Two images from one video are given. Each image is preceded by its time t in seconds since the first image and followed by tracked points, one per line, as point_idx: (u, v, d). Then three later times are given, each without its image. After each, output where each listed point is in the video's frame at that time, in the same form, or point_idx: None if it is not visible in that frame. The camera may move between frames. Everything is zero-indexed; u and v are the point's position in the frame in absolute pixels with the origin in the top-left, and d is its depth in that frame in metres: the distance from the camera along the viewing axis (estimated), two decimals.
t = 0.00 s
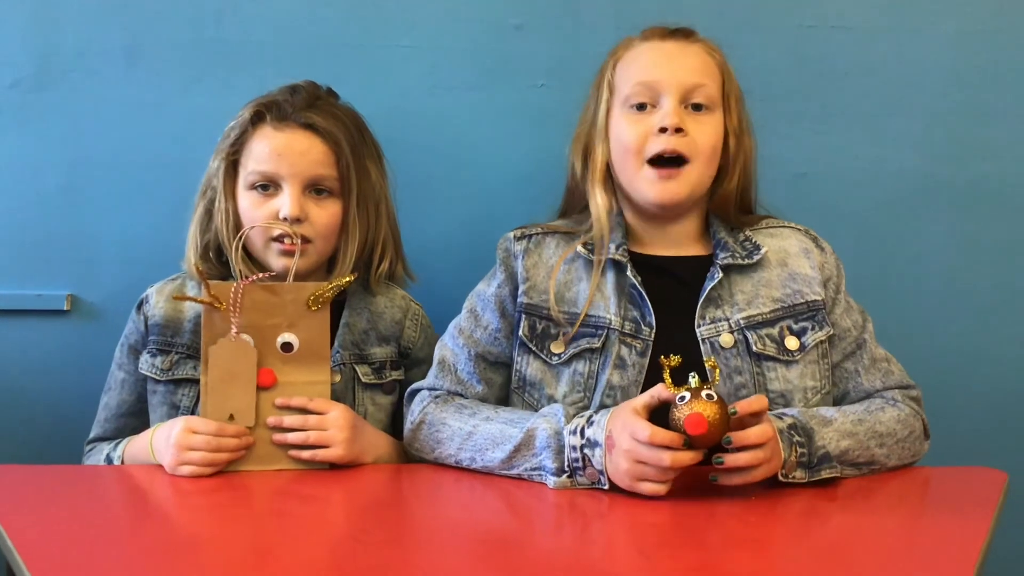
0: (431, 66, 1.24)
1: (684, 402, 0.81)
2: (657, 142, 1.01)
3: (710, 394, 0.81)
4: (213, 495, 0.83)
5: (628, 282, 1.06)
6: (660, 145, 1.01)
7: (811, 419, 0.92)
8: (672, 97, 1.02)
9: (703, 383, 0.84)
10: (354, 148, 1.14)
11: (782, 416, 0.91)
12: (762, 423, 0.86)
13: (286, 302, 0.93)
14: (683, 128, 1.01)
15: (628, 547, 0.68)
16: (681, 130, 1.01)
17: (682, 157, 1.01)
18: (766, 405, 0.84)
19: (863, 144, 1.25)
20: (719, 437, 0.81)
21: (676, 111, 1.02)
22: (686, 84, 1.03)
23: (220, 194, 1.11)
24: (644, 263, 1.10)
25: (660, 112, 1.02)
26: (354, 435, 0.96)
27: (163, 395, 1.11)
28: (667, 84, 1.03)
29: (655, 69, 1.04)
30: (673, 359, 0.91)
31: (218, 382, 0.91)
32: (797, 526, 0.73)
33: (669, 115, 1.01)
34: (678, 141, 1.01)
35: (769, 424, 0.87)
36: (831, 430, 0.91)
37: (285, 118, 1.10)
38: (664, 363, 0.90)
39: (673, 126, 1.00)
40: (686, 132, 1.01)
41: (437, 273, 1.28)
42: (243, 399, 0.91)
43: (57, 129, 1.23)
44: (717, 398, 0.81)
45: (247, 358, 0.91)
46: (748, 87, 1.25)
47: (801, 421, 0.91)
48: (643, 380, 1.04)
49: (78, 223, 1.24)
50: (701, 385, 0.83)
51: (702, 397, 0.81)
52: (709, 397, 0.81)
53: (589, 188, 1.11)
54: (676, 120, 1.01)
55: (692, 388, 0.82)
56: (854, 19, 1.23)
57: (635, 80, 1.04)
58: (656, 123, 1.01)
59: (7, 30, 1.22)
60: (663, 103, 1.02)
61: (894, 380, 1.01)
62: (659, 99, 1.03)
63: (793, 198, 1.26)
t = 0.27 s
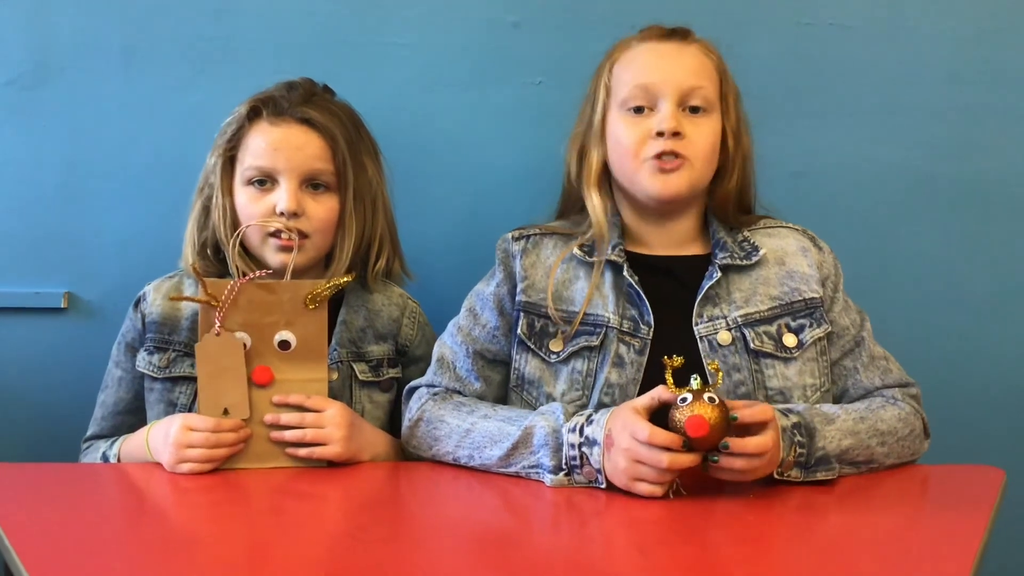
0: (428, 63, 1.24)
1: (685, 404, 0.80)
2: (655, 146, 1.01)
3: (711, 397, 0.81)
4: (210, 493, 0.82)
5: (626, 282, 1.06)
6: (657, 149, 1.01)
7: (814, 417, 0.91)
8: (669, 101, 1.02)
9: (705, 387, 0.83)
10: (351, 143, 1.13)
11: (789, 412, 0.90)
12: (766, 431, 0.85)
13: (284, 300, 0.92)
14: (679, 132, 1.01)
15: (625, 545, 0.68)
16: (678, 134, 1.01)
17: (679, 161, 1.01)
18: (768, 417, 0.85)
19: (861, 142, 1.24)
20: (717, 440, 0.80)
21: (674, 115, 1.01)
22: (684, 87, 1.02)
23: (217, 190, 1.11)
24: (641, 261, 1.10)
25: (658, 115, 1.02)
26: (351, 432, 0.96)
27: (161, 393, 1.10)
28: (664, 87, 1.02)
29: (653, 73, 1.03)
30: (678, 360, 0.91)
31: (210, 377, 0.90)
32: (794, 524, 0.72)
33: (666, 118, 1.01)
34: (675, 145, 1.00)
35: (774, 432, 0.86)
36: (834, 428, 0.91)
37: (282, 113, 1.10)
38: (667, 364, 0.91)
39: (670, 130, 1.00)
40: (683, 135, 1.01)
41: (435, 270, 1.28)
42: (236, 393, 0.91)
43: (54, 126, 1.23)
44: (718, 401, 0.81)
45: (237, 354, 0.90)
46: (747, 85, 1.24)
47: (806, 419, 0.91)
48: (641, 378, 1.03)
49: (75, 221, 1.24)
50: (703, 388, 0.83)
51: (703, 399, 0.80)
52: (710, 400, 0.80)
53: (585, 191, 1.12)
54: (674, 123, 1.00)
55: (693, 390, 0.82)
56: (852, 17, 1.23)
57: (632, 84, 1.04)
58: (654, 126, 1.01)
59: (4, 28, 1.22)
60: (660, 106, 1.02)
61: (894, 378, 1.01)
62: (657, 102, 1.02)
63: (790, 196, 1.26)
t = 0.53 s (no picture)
0: (427, 62, 1.24)
1: (690, 411, 0.80)
2: (658, 145, 1.01)
3: (717, 404, 0.80)
4: (208, 492, 0.82)
5: (625, 283, 1.06)
6: (660, 148, 1.01)
7: (821, 417, 0.91)
8: (670, 100, 1.02)
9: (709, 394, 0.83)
10: (348, 140, 1.13)
11: (797, 413, 0.90)
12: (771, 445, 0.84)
13: (280, 298, 0.92)
14: (682, 131, 1.01)
15: (624, 543, 0.68)
16: (680, 133, 1.01)
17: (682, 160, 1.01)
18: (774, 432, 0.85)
19: (861, 141, 1.24)
20: (723, 448, 0.80)
21: (676, 114, 1.01)
22: (685, 86, 1.02)
23: (215, 187, 1.11)
24: (638, 262, 1.10)
25: (659, 114, 1.02)
26: (350, 430, 0.96)
27: (158, 391, 1.10)
28: (665, 86, 1.02)
29: (653, 72, 1.03)
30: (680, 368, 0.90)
31: (202, 375, 0.90)
32: (794, 523, 0.72)
33: (668, 118, 1.01)
34: (677, 144, 1.01)
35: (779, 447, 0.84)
36: (840, 430, 0.91)
37: (279, 110, 1.10)
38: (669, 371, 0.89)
39: (672, 130, 1.00)
40: (685, 134, 1.01)
41: (434, 269, 1.27)
42: (227, 390, 0.90)
43: (53, 124, 1.23)
44: (722, 408, 0.81)
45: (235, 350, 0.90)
46: (747, 83, 1.24)
47: (812, 420, 0.90)
48: (637, 382, 1.03)
49: (73, 219, 1.24)
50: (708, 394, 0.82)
51: (709, 407, 0.80)
52: (715, 407, 0.80)
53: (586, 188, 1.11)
54: (676, 122, 1.00)
55: (698, 397, 0.81)
56: (851, 15, 1.23)
57: (633, 83, 1.04)
58: (656, 126, 1.01)
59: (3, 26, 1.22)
60: (661, 106, 1.02)
61: (897, 378, 1.01)
62: (658, 101, 1.02)
63: (790, 195, 1.26)
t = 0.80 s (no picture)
0: (426, 61, 1.24)
1: (689, 425, 0.80)
2: (653, 151, 1.01)
3: (716, 419, 0.80)
4: (206, 491, 0.82)
5: (619, 283, 1.06)
6: (655, 154, 1.01)
7: (823, 420, 0.91)
8: (666, 105, 1.02)
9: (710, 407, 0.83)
10: (347, 137, 1.13)
11: (798, 416, 0.89)
12: (770, 458, 0.82)
13: (279, 298, 0.92)
14: (678, 138, 1.00)
15: (623, 543, 0.68)
16: (675, 140, 1.01)
17: (678, 165, 1.01)
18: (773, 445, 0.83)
19: (859, 140, 1.24)
20: (721, 464, 0.79)
21: (671, 121, 1.01)
22: (681, 91, 1.02)
23: (214, 184, 1.11)
24: (636, 263, 1.10)
25: (655, 119, 1.02)
26: (349, 429, 0.96)
27: (157, 390, 1.10)
28: (661, 91, 1.02)
29: (650, 74, 1.03)
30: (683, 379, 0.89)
31: (201, 375, 0.89)
32: (793, 523, 0.72)
33: (663, 124, 1.01)
34: (672, 150, 1.01)
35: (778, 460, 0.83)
36: (842, 431, 0.91)
37: (277, 108, 1.10)
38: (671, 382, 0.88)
39: (667, 137, 1.00)
40: (680, 140, 1.01)
41: (433, 269, 1.27)
42: (226, 390, 0.90)
43: (52, 123, 1.23)
44: (722, 423, 0.81)
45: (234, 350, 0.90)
46: (746, 82, 1.24)
47: (815, 424, 0.89)
48: (633, 381, 1.03)
49: (72, 219, 1.23)
50: (709, 408, 0.82)
51: (708, 421, 0.80)
52: (714, 422, 0.80)
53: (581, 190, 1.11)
54: (671, 129, 1.00)
55: (698, 411, 0.81)
56: (850, 14, 1.23)
57: (630, 85, 1.03)
58: (651, 132, 1.01)
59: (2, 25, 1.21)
60: (658, 110, 1.02)
61: (897, 376, 1.01)
62: (655, 105, 1.02)
63: (789, 194, 1.26)
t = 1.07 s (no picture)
0: (426, 60, 1.24)
1: (690, 432, 0.80)
2: (652, 153, 1.01)
3: (718, 426, 0.80)
4: (207, 491, 0.82)
5: (619, 283, 1.06)
6: (655, 157, 1.01)
7: (823, 419, 0.91)
8: (666, 108, 1.02)
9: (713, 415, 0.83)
10: (347, 136, 1.13)
11: (798, 416, 0.89)
12: (767, 464, 0.82)
13: (280, 297, 0.92)
14: (678, 140, 1.01)
15: (622, 542, 0.68)
16: (675, 143, 1.01)
17: (677, 167, 1.02)
18: (771, 449, 0.82)
19: (859, 139, 1.24)
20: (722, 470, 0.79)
21: (671, 122, 1.01)
22: (681, 94, 1.02)
23: (214, 184, 1.11)
24: (635, 263, 1.10)
25: (654, 122, 1.02)
26: (349, 429, 0.96)
27: (157, 389, 1.10)
28: (660, 94, 1.02)
29: (649, 77, 1.03)
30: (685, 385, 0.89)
31: (202, 375, 0.89)
32: (793, 523, 0.72)
33: (663, 127, 1.01)
34: (672, 153, 1.01)
35: (775, 467, 0.82)
36: (844, 431, 0.91)
37: (277, 108, 1.10)
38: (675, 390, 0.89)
39: (667, 139, 1.00)
40: (680, 142, 1.01)
41: (433, 268, 1.27)
42: (227, 390, 0.90)
43: (52, 123, 1.23)
44: (724, 430, 0.80)
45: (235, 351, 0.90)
46: (745, 82, 1.24)
47: (816, 423, 0.90)
48: (632, 381, 1.03)
49: (72, 219, 1.23)
50: (710, 416, 0.82)
51: (710, 428, 0.80)
52: (716, 429, 0.80)
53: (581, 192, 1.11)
54: (671, 131, 1.01)
55: (700, 419, 0.81)
56: (850, 14, 1.23)
57: (629, 88, 1.03)
58: (650, 135, 1.01)
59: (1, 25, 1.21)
60: (657, 112, 1.02)
61: (897, 375, 1.01)
62: (654, 108, 1.02)
63: (788, 194, 1.26)
